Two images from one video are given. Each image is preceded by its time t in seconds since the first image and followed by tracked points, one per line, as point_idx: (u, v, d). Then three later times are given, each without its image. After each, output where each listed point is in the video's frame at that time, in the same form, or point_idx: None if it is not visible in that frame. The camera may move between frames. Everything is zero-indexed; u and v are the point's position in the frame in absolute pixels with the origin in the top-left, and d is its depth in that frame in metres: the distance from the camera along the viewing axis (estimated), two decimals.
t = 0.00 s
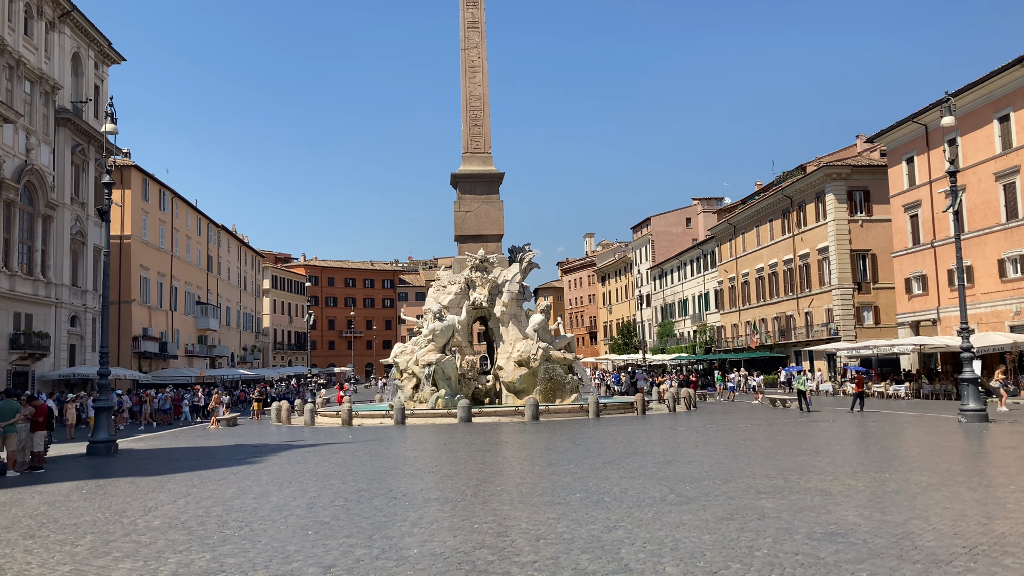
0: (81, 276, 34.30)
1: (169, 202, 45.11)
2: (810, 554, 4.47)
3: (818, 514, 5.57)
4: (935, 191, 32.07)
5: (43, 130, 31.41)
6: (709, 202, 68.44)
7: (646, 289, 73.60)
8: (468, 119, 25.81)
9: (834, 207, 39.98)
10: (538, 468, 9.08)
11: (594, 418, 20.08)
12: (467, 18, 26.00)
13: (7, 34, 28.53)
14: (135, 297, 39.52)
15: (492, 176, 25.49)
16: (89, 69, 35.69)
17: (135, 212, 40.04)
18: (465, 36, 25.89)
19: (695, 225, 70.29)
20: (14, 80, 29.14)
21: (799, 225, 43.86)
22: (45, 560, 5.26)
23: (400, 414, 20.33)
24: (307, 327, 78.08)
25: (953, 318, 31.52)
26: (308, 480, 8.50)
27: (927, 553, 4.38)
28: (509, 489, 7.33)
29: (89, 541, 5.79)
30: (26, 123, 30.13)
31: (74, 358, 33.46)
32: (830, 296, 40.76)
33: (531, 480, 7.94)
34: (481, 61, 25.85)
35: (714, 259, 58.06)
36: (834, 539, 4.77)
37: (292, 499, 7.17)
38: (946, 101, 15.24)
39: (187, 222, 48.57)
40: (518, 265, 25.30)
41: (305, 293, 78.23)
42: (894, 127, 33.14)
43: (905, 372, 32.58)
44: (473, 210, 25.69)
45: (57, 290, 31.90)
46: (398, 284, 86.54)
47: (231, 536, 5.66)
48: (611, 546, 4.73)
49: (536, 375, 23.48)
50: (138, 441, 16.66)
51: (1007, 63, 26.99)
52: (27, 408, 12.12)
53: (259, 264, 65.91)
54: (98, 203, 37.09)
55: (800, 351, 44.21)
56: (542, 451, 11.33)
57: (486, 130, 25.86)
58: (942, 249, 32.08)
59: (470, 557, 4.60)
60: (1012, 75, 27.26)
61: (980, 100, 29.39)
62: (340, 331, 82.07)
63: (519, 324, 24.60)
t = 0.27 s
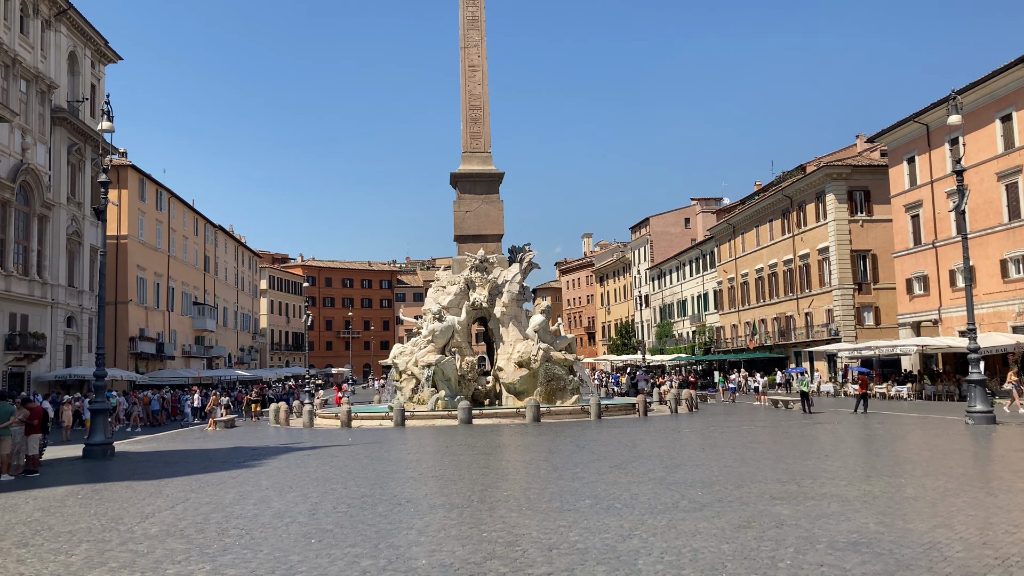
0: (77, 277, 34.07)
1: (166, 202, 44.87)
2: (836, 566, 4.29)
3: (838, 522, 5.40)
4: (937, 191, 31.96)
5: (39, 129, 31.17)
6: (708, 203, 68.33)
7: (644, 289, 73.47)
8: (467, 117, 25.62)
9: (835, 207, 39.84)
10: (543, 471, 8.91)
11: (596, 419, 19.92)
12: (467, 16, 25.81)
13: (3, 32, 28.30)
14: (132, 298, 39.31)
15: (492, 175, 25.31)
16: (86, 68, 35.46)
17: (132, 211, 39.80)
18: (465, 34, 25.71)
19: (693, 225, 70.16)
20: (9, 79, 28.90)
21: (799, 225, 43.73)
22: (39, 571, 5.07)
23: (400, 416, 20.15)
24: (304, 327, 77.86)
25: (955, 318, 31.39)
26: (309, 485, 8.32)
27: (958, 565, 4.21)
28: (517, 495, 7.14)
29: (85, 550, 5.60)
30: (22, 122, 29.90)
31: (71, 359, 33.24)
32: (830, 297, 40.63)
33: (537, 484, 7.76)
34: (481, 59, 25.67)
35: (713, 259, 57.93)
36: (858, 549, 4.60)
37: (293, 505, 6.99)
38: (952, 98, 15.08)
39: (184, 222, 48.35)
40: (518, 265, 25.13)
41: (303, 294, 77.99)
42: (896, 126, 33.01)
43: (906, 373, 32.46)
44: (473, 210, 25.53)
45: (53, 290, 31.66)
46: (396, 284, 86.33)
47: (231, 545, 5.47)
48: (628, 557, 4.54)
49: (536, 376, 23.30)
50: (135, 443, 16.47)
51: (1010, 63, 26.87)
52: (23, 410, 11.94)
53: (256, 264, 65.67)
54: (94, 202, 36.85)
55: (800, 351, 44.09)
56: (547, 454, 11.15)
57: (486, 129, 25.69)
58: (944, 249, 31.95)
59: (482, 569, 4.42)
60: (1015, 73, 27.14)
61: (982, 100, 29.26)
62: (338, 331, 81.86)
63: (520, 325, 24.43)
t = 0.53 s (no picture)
0: (73, 276, 33.84)
1: (163, 201, 44.64)
2: (860, 570, 4.11)
3: (856, 523, 5.22)
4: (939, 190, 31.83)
5: (34, 127, 30.93)
6: (706, 202, 68.22)
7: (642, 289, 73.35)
8: (466, 115, 25.44)
9: (834, 205, 39.71)
10: (547, 471, 8.74)
11: (597, 419, 19.75)
12: (466, 13, 25.62)
13: None
14: (128, 297, 39.08)
15: (491, 173, 25.13)
16: (82, 65, 35.25)
17: (129, 210, 39.58)
18: (464, 31, 25.52)
19: (692, 224, 70.04)
20: (5, 76, 28.68)
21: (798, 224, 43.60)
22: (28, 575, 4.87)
23: (399, 415, 19.97)
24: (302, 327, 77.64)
25: (956, 317, 31.26)
26: (308, 485, 8.13)
27: (987, 568, 4.04)
28: (522, 496, 6.96)
29: (76, 553, 5.40)
30: (18, 120, 29.68)
31: (67, 359, 33.02)
32: (830, 296, 40.50)
33: (542, 484, 7.59)
34: (480, 56, 25.48)
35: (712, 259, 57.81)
36: (881, 552, 4.42)
37: (292, 506, 6.81)
38: (957, 94, 14.92)
39: (181, 221, 48.13)
40: (517, 264, 24.97)
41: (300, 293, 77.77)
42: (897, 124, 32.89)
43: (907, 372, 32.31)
44: (472, 208, 25.34)
45: (49, 289, 31.43)
46: (393, 284, 86.12)
47: (229, 548, 5.29)
48: (642, 561, 4.37)
49: (536, 375, 23.12)
50: (131, 443, 16.27)
51: (1011, 61, 26.76)
52: (16, 409, 11.74)
53: (253, 264, 65.45)
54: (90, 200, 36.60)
55: (799, 351, 43.95)
56: (550, 454, 10.98)
57: (486, 126, 25.50)
58: (945, 248, 31.82)
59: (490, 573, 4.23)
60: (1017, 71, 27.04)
61: (984, 98, 29.15)
62: (335, 331, 81.63)
63: (519, 324, 24.27)
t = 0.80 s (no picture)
0: (70, 276, 33.61)
1: (160, 200, 44.41)
2: None
3: (877, 532, 5.06)
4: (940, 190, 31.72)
5: (31, 126, 30.70)
6: (705, 202, 68.11)
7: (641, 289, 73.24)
8: (466, 114, 25.25)
9: (834, 205, 39.57)
10: (554, 474, 8.56)
11: (598, 420, 19.58)
12: (466, 11, 25.43)
13: None
14: (125, 297, 38.85)
15: (491, 172, 24.95)
16: (79, 64, 35.04)
17: (126, 210, 39.36)
18: (463, 29, 25.34)
19: (690, 224, 69.94)
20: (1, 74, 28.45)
21: (798, 224, 43.47)
22: None
23: (399, 417, 19.78)
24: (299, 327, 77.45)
25: (957, 317, 31.12)
26: (309, 490, 7.95)
27: None
28: (530, 501, 6.77)
29: (70, 563, 5.21)
30: (14, 119, 29.45)
31: (63, 359, 32.80)
32: (830, 296, 40.36)
33: (549, 488, 7.42)
34: (480, 55, 25.29)
35: (711, 259, 57.67)
36: (907, 562, 4.26)
37: (293, 511, 6.63)
38: (964, 92, 14.76)
39: (178, 221, 47.91)
40: (517, 264, 24.82)
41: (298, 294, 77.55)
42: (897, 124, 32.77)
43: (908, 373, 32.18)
44: (472, 208, 25.16)
45: (45, 289, 31.22)
46: (391, 284, 85.92)
47: (229, 557, 5.10)
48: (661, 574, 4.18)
49: (536, 376, 22.94)
50: (127, 445, 16.07)
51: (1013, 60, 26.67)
52: (9, 412, 11.55)
53: (251, 264, 65.20)
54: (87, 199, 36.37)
55: (799, 351, 43.82)
56: (553, 456, 10.81)
57: (485, 125, 25.32)
58: (946, 248, 31.70)
59: None
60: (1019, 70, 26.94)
61: (986, 97, 29.05)
62: (333, 331, 81.42)
63: (519, 324, 24.10)
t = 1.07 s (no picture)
0: (66, 275, 33.38)
1: (157, 199, 44.15)
2: None
3: (902, 534, 4.89)
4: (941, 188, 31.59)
5: (27, 124, 30.46)
6: (704, 202, 67.99)
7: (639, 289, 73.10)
8: (466, 111, 25.06)
9: (834, 205, 39.44)
10: (560, 475, 8.37)
11: (600, 420, 19.41)
12: (465, 7, 25.23)
13: None
14: (122, 297, 38.62)
15: (490, 170, 24.76)
16: (75, 63, 34.80)
17: (122, 209, 39.13)
18: (462, 27, 25.15)
19: (689, 224, 69.79)
20: None
21: (798, 224, 43.34)
22: None
23: (398, 417, 19.58)
24: (297, 327, 77.21)
25: (958, 317, 30.98)
26: (309, 491, 7.77)
27: None
28: (537, 502, 6.59)
29: (64, 568, 5.02)
30: (9, 117, 29.21)
31: (59, 360, 32.56)
32: (830, 295, 40.23)
33: (556, 489, 7.23)
34: (479, 52, 25.10)
35: (710, 259, 57.52)
36: (938, 567, 4.09)
37: (294, 514, 6.45)
38: (970, 89, 14.59)
39: (175, 220, 47.68)
40: (517, 262, 24.64)
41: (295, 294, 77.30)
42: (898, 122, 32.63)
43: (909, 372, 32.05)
44: (471, 206, 24.98)
45: (41, 288, 30.99)
46: (389, 284, 85.69)
47: (229, 561, 4.92)
48: None
49: (536, 376, 22.75)
50: (124, 446, 15.87)
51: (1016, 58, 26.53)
52: (3, 411, 11.34)
53: (248, 264, 64.92)
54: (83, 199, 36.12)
55: (799, 351, 43.69)
56: (557, 456, 10.62)
57: (485, 123, 25.14)
58: (947, 247, 31.56)
59: None
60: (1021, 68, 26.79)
61: (987, 96, 28.91)
62: (331, 331, 81.18)
63: (519, 323, 23.92)
